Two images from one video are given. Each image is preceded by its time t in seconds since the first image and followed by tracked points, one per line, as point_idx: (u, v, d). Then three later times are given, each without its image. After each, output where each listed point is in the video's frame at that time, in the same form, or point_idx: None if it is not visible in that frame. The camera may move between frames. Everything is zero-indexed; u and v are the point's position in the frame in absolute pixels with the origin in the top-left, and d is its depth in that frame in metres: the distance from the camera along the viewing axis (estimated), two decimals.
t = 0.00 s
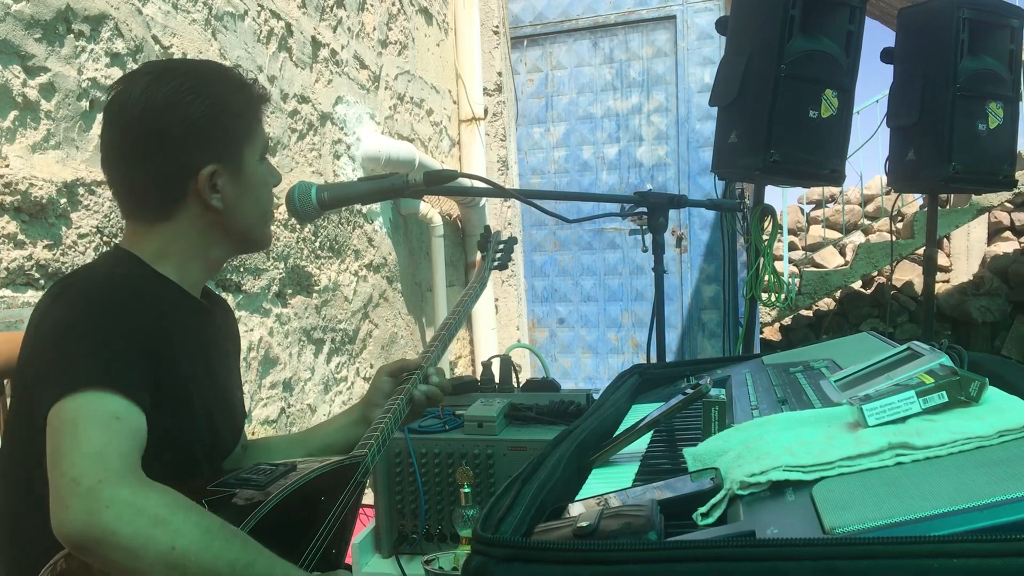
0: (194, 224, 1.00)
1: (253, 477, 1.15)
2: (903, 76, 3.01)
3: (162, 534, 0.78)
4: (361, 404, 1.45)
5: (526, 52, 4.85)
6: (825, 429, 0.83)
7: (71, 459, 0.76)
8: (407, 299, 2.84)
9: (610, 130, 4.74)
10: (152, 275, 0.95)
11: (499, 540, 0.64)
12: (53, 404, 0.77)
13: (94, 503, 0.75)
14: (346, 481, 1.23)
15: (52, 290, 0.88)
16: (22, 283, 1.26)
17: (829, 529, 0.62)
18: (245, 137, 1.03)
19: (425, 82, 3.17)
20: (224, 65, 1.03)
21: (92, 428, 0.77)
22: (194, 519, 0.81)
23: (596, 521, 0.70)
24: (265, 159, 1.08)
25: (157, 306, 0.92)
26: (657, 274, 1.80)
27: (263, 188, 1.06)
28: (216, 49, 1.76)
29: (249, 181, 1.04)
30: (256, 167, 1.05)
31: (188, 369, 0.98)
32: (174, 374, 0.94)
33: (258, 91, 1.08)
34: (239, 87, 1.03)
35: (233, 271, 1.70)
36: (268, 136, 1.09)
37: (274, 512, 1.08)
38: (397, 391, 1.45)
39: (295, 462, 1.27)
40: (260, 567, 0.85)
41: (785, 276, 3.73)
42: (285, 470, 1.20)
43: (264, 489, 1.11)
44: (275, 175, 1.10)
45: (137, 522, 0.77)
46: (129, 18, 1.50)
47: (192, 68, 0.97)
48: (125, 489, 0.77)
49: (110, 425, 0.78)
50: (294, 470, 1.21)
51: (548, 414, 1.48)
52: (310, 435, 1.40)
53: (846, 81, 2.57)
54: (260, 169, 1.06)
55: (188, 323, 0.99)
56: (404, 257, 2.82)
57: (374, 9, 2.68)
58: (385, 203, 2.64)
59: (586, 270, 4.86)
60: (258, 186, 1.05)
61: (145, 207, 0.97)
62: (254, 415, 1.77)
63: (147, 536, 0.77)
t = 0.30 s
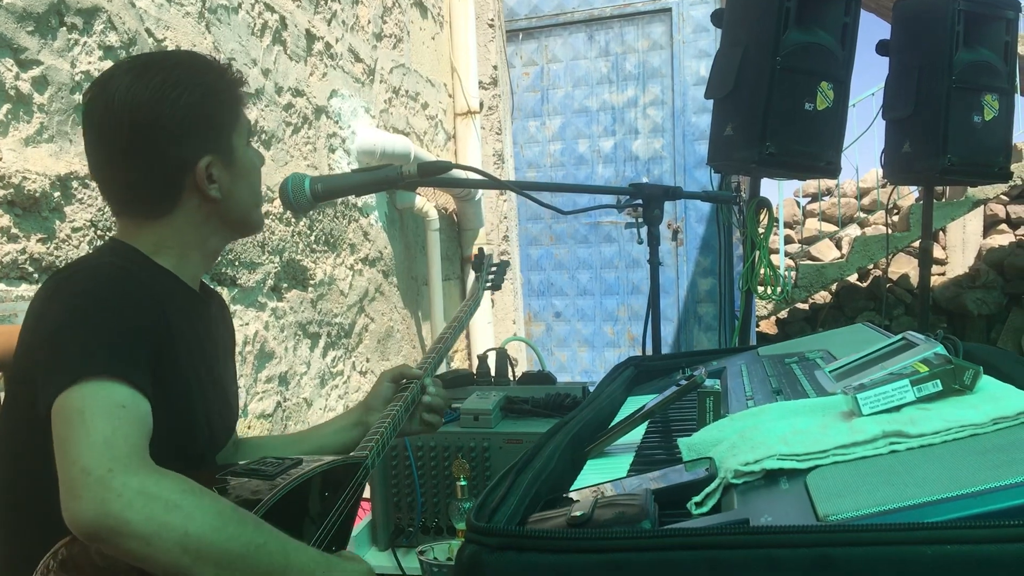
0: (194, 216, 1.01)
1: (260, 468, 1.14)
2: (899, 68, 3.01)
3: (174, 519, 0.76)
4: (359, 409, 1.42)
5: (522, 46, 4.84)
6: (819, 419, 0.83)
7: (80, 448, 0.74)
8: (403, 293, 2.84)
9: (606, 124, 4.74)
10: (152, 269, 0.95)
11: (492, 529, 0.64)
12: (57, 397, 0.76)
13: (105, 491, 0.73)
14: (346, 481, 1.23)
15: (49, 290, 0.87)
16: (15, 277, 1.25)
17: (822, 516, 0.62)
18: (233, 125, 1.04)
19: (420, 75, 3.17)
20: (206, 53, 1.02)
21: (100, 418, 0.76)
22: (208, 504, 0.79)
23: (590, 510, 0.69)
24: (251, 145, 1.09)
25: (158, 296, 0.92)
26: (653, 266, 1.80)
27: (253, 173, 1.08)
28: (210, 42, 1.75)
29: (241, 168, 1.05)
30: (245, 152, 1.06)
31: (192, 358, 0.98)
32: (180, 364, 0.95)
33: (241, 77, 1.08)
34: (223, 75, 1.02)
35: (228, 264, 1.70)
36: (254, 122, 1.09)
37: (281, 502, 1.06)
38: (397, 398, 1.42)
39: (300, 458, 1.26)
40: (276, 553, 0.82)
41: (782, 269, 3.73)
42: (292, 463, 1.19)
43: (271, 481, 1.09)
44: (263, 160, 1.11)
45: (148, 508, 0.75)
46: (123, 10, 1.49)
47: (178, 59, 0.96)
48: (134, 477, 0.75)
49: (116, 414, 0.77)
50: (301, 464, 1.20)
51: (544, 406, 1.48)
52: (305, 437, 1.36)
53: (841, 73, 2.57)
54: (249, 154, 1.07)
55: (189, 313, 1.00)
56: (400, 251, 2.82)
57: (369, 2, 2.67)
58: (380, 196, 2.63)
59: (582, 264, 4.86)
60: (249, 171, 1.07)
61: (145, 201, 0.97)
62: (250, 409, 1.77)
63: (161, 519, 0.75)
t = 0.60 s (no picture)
0: (161, 218, 1.01)
1: (246, 468, 1.18)
2: (897, 65, 3.01)
3: (163, 543, 0.77)
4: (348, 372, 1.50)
5: (519, 43, 4.83)
6: (818, 416, 0.84)
7: (62, 473, 0.74)
8: (402, 291, 2.84)
9: (604, 121, 4.74)
10: (121, 269, 0.95)
11: (491, 528, 0.64)
12: (32, 417, 0.76)
13: (91, 518, 0.74)
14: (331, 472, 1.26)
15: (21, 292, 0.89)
16: (13, 276, 1.25)
17: (820, 514, 0.62)
18: (204, 121, 1.02)
19: (418, 73, 3.16)
20: (177, 48, 1.01)
21: (78, 439, 0.76)
22: (197, 522, 0.81)
23: (589, 508, 0.69)
24: (226, 140, 1.07)
25: (124, 297, 0.92)
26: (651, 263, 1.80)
27: (228, 170, 1.06)
28: (208, 41, 1.75)
29: (213, 164, 1.04)
30: (216, 149, 1.04)
31: (165, 359, 0.98)
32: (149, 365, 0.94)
33: (214, 72, 1.06)
34: (193, 70, 1.01)
35: (226, 263, 1.70)
36: (228, 118, 1.08)
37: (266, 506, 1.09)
38: (385, 359, 1.51)
39: (284, 451, 1.30)
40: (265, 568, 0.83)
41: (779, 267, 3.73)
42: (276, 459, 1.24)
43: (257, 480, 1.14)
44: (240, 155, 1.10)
45: (137, 533, 0.76)
46: (120, 9, 1.49)
47: (142, 55, 0.95)
48: (121, 501, 0.76)
49: (96, 434, 0.78)
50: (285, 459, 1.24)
51: (542, 404, 1.48)
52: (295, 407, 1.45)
53: (839, 70, 2.57)
54: (222, 150, 1.06)
55: (161, 312, 0.99)
56: (398, 249, 2.81)
57: None
58: (378, 195, 2.63)
59: (580, 261, 4.86)
60: (222, 168, 1.05)
61: (110, 201, 0.97)
62: (248, 407, 1.77)
63: (149, 545, 0.76)
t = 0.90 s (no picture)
0: (106, 224, 0.99)
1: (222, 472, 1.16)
2: (895, 66, 3.02)
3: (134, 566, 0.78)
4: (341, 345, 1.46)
5: (518, 44, 4.83)
6: (815, 416, 0.84)
7: (28, 495, 0.74)
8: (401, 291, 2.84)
9: (603, 122, 4.74)
10: (87, 274, 0.96)
11: (489, 527, 0.64)
12: None
13: (57, 542, 0.75)
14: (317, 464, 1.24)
15: None
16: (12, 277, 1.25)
17: (818, 513, 0.62)
18: (152, 124, 0.98)
19: (417, 74, 3.17)
20: (135, 44, 0.99)
21: (42, 460, 0.76)
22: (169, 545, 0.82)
23: (587, 507, 0.69)
24: (182, 146, 1.03)
25: (86, 296, 0.93)
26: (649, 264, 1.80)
27: (180, 178, 1.02)
28: (206, 41, 1.75)
29: (163, 173, 1.00)
30: (165, 155, 1.00)
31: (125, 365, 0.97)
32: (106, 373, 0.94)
33: (176, 72, 1.03)
34: (148, 71, 0.98)
35: (225, 264, 1.70)
36: (187, 120, 1.04)
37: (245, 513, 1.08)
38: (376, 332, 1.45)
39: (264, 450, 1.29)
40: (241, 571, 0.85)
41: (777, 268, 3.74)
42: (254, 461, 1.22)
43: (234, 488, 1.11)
44: (202, 162, 1.05)
45: (104, 558, 0.77)
46: (118, 9, 1.48)
47: (94, 55, 0.93)
48: (89, 524, 0.77)
49: (60, 454, 0.78)
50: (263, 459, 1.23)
51: (541, 404, 1.48)
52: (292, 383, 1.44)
53: (837, 71, 2.57)
54: (176, 156, 1.02)
55: (125, 316, 1.00)
56: (396, 249, 2.81)
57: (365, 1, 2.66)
58: (377, 196, 2.64)
59: (579, 262, 4.87)
60: (173, 176, 1.01)
61: (57, 199, 0.98)
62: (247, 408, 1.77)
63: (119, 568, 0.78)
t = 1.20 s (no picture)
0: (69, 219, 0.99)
1: (199, 475, 1.10)
2: (894, 65, 3.01)
3: None
4: (343, 323, 1.51)
5: (517, 43, 4.83)
6: (814, 414, 0.84)
7: None
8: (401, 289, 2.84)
9: (602, 121, 4.74)
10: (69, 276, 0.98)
11: (487, 526, 0.64)
12: None
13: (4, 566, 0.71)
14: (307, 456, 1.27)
15: None
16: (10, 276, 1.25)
17: (817, 512, 0.62)
18: (100, 126, 0.94)
19: (416, 73, 3.17)
20: (123, 50, 0.97)
21: None
22: (121, 562, 0.78)
23: (585, 506, 0.69)
24: (129, 155, 0.96)
25: (54, 306, 0.93)
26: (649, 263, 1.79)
27: (123, 185, 0.96)
28: (206, 40, 1.74)
29: (94, 178, 0.95)
30: (109, 161, 0.95)
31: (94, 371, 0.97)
32: (75, 379, 0.94)
33: (160, 82, 1.00)
34: (126, 77, 0.96)
35: (223, 263, 1.69)
36: (149, 132, 0.97)
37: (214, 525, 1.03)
38: (376, 307, 1.51)
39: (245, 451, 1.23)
40: None
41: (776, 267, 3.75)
42: (235, 462, 1.17)
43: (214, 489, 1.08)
44: (160, 183, 0.99)
45: None
46: (117, 8, 1.48)
47: (77, 62, 0.94)
48: (35, 544, 0.73)
49: (19, 474, 0.77)
50: (244, 461, 1.18)
51: (540, 404, 1.48)
52: (298, 365, 1.48)
53: (837, 70, 2.57)
54: (121, 165, 0.96)
55: (95, 322, 0.99)
56: (396, 247, 2.81)
57: None
58: (377, 194, 2.64)
59: (579, 261, 4.87)
60: (115, 184, 0.96)
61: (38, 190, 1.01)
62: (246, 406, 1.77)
63: None
